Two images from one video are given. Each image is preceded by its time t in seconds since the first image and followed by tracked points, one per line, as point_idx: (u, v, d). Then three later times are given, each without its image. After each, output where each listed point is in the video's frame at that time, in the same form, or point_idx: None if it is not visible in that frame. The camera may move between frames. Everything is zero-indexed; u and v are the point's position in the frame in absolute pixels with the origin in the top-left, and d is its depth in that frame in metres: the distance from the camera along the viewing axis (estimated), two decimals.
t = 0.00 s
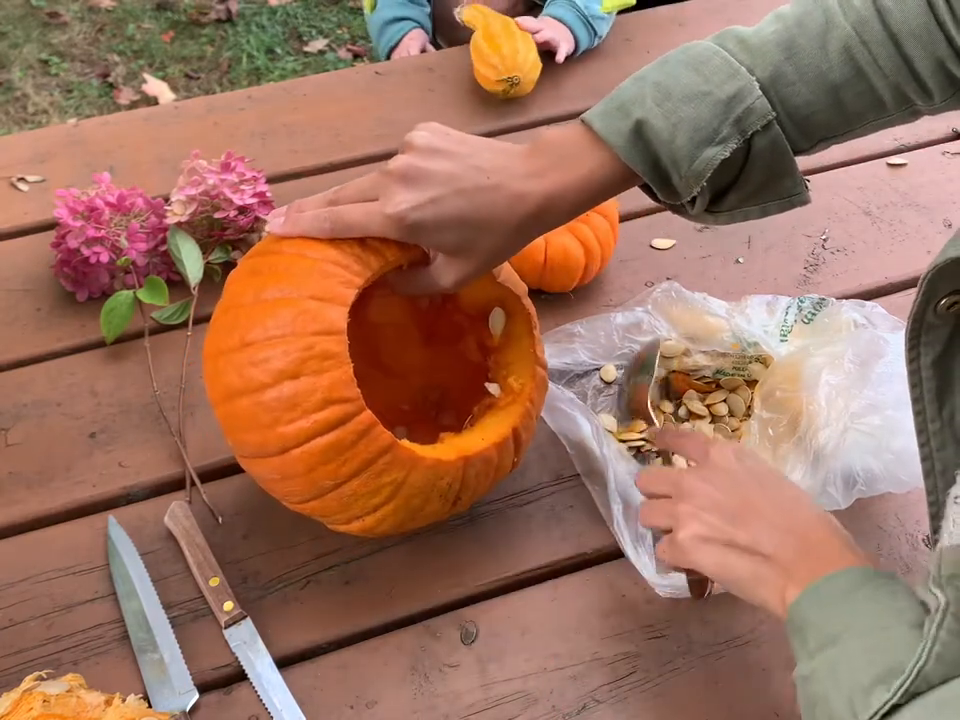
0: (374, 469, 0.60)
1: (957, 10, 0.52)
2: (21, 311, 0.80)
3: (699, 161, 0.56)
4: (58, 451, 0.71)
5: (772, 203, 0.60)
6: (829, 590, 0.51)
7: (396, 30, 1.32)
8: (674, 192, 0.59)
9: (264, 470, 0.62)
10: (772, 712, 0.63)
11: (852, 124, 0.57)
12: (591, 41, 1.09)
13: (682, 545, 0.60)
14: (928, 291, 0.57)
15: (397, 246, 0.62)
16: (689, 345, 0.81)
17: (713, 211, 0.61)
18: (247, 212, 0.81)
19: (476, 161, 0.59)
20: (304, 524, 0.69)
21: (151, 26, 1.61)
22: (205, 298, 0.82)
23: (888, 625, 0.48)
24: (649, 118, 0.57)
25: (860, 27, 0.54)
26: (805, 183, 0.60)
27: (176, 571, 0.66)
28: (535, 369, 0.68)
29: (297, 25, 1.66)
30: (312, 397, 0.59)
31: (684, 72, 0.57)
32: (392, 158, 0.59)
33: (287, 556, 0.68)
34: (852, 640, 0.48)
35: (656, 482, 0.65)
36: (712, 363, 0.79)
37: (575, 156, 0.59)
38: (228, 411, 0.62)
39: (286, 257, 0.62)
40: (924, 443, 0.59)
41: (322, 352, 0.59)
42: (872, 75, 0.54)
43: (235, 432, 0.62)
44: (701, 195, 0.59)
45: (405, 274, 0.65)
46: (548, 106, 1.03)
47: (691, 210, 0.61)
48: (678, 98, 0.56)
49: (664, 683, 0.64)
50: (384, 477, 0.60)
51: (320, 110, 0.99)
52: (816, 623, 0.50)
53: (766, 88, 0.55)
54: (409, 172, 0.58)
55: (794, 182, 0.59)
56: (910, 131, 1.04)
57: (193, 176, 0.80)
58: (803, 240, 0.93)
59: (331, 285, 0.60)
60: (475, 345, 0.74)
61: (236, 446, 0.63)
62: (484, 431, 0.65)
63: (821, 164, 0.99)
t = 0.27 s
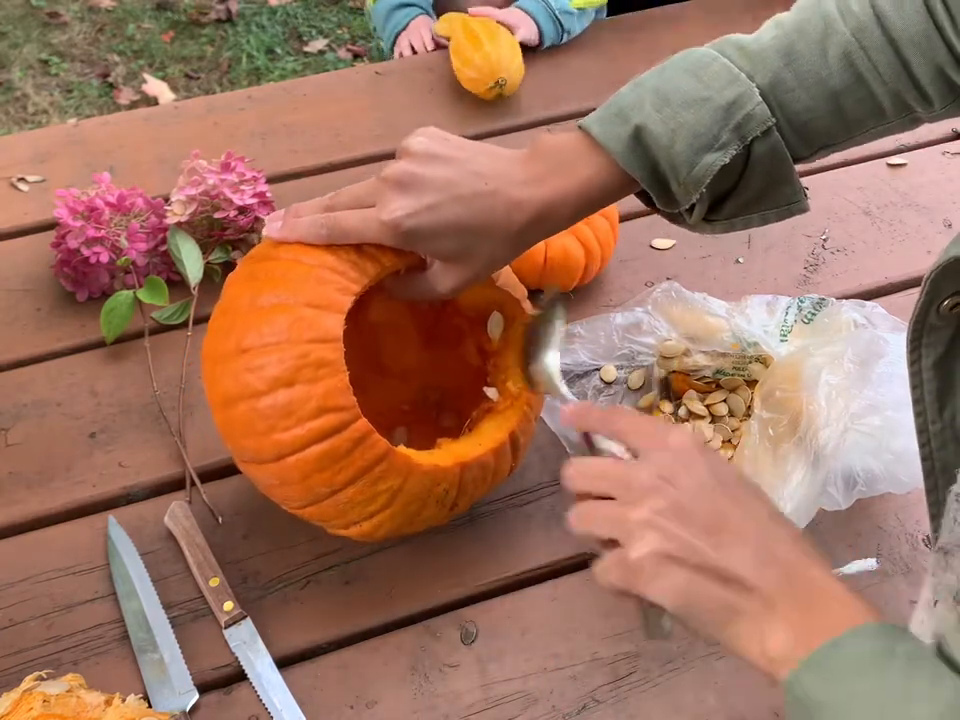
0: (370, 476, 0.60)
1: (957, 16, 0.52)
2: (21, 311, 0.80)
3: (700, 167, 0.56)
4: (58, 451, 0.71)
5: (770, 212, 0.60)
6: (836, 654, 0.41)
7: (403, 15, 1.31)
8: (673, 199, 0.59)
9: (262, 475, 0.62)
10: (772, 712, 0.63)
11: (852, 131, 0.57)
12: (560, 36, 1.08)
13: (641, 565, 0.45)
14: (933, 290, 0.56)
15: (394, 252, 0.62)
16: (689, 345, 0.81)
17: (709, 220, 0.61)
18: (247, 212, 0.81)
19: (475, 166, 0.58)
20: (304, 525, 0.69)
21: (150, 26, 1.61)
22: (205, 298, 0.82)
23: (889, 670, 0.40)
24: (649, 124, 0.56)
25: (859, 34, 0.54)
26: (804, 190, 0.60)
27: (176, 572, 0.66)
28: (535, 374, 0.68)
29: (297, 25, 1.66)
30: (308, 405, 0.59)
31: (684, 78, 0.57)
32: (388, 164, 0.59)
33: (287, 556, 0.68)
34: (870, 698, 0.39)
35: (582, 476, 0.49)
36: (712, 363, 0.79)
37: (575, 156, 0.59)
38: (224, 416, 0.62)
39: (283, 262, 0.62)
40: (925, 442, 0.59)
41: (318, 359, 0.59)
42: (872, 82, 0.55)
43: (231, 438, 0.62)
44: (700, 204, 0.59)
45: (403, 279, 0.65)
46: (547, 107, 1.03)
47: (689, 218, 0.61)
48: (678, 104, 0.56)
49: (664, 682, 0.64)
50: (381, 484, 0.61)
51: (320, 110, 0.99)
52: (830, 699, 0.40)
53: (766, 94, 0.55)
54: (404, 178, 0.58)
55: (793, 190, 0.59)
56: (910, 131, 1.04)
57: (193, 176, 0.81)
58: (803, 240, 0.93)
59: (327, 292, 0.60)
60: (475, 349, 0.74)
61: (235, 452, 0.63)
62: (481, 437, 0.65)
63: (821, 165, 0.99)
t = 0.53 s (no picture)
0: (363, 508, 0.62)
1: None
2: (21, 311, 0.80)
3: (703, 185, 0.56)
4: (58, 451, 0.71)
5: (773, 228, 0.61)
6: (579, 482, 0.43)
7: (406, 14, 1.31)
8: (675, 219, 0.59)
9: (257, 502, 0.63)
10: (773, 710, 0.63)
11: (857, 145, 0.57)
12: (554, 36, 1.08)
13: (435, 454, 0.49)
14: (945, 293, 0.55)
15: (385, 282, 0.62)
16: (689, 345, 0.81)
17: (710, 239, 0.61)
18: (247, 212, 0.81)
19: (464, 194, 0.57)
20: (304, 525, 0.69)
21: (150, 26, 1.61)
22: (205, 298, 0.82)
23: (644, 517, 0.41)
24: (650, 141, 0.56)
25: (864, 47, 0.54)
26: (807, 207, 0.60)
27: (176, 572, 0.66)
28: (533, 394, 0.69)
29: (297, 25, 1.66)
30: (298, 443, 0.59)
31: (684, 95, 0.56)
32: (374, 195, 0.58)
33: (288, 556, 0.68)
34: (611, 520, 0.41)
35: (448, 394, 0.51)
36: (712, 363, 0.79)
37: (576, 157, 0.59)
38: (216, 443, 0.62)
39: (271, 292, 0.62)
40: (933, 447, 0.58)
41: (307, 397, 0.59)
42: (877, 95, 0.55)
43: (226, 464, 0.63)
44: (700, 222, 0.59)
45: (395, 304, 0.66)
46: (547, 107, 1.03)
47: (691, 237, 0.61)
48: (679, 121, 0.56)
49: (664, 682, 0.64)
50: (373, 515, 0.62)
51: (321, 110, 0.99)
52: (555, 509, 0.42)
53: (770, 110, 0.55)
54: (393, 210, 0.56)
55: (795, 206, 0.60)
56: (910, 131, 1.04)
57: (193, 176, 0.80)
58: (803, 241, 0.93)
59: (316, 326, 0.60)
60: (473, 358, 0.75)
61: (231, 475, 0.63)
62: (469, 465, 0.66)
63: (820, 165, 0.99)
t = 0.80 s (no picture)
0: (351, 510, 0.62)
1: (950, 31, 0.52)
2: (21, 311, 0.79)
3: (687, 185, 0.56)
4: (58, 451, 0.71)
5: (756, 230, 0.61)
6: (536, 489, 0.45)
7: (405, 21, 1.31)
8: (658, 220, 0.59)
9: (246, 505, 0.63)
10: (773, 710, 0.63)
11: (841, 147, 0.57)
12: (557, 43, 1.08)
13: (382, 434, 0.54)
14: (938, 297, 0.54)
15: (370, 283, 0.62)
16: (689, 345, 0.80)
17: (695, 238, 0.61)
18: (247, 212, 0.81)
19: (445, 194, 0.58)
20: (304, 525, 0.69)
21: (150, 26, 1.61)
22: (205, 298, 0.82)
23: (599, 518, 0.43)
24: (634, 141, 0.56)
25: (849, 48, 0.54)
26: (791, 209, 0.60)
27: (176, 572, 0.66)
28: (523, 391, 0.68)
29: (297, 25, 1.66)
30: (284, 446, 0.59)
31: (668, 95, 0.56)
32: (355, 196, 0.59)
33: (288, 556, 0.68)
34: (566, 523, 0.42)
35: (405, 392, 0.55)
36: (712, 363, 0.79)
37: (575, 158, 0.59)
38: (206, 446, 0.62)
39: (255, 295, 0.61)
40: (927, 446, 0.58)
41: (293, 399, 0.59)
42: (862, 97, 0.55)
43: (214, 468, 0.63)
44: (684, 222, 0.59)
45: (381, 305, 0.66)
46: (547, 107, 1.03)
47: (675, 238, 0.61)
48: (663, 121, 0.56)
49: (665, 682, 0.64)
50: (362, 517, 0.62)
51: (321, 110, 0.99)
52: (512, 515, 0.44)
53: (754, 111, 0.55)
54: (372, 210, 0.58)
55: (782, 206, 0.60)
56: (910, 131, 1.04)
57: (193, 176, 0.80)
58: (803, 240, 0.93)
59: (300, 330, 0.60)
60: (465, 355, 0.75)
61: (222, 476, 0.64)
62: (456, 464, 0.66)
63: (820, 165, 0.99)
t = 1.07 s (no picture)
0: (346, 499, 0.61)
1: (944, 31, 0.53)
2: (21, 311, 0.79)
3: (681, 183, 0.56)
4: (58, 450, 0.71)
5: (751, 229, 0.61)
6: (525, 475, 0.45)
7: (403, 24, 1.31)
8: (654, 218, 0.59)
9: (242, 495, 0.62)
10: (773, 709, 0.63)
11: (836, 146, 0.57)
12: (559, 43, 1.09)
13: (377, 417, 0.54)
14: (939, 299, 0.54)
15: (367, 274, 0.62)
16: (689, 345, 0.80)
17: (689, 236, 0.61)
18: (247, 212, 0.81)
19: (443, 188, 0.58)
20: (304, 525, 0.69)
21: (150, 26, 1.61)
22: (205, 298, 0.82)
23: (588, 503, 0.42)
24: (629, 139, 0.56)
25: (844, 48, 0.54)
26: (788, 208, 0.60)
27: (176, 572, 0.66)
28: (521, 387, 0.68)
29: (297, 25, 1.66)
30: (280, 433, 0.59)
31: (664, 94, 0.56)
32: (355, 188, 0.60)
33: (287, 556, 0.68)
34: (554, 507, 0.42)
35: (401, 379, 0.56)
36: (712, 363, 0.80)
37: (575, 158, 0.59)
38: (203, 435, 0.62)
39: (255, 284, 0.61)
40: (925, 448, 0.58)
41: (289, 387, 0.59)
42: (857, 96, 0.55)
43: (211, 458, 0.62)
44: (679, 220, 0.59)
45: (380, 296, 0.66)
46: (547, 107, 1.03)
47: (669, 235, 0.61)
48: (658, 119, 0.56)
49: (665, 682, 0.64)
50: (357, 507, 0.62)
51: (321, 110, 0.99)
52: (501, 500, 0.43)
53: (749, 110, 0.55)
54: (370, 202, 0.58)
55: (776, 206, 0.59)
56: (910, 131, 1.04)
57: (193, 176, 0.80)
58: (803, 240, 0.93)
59: (298, 318, 0.60)
60: (465, 352, 0.75)
61: (219, 466, 0.63)
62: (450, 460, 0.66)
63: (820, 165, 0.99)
